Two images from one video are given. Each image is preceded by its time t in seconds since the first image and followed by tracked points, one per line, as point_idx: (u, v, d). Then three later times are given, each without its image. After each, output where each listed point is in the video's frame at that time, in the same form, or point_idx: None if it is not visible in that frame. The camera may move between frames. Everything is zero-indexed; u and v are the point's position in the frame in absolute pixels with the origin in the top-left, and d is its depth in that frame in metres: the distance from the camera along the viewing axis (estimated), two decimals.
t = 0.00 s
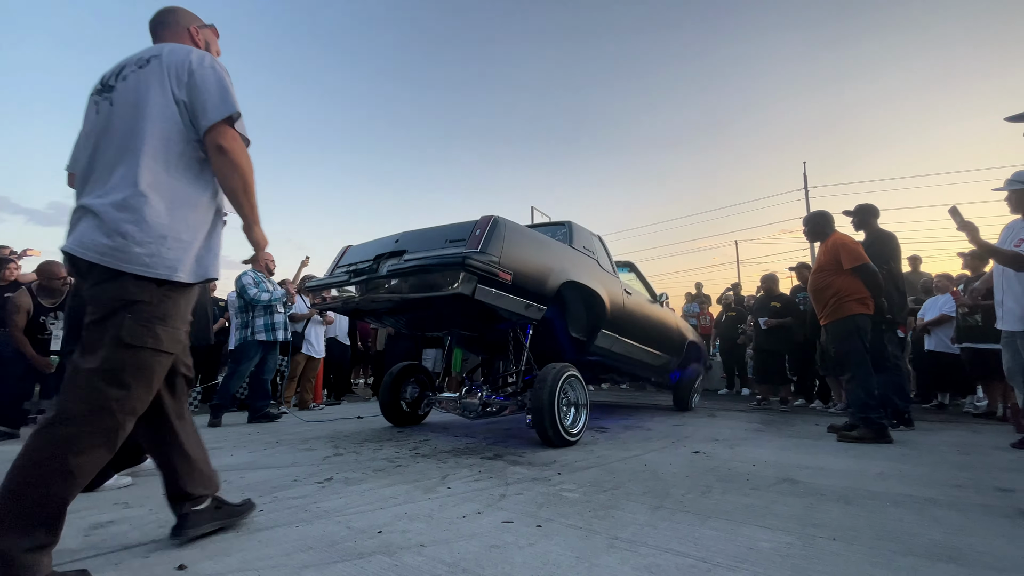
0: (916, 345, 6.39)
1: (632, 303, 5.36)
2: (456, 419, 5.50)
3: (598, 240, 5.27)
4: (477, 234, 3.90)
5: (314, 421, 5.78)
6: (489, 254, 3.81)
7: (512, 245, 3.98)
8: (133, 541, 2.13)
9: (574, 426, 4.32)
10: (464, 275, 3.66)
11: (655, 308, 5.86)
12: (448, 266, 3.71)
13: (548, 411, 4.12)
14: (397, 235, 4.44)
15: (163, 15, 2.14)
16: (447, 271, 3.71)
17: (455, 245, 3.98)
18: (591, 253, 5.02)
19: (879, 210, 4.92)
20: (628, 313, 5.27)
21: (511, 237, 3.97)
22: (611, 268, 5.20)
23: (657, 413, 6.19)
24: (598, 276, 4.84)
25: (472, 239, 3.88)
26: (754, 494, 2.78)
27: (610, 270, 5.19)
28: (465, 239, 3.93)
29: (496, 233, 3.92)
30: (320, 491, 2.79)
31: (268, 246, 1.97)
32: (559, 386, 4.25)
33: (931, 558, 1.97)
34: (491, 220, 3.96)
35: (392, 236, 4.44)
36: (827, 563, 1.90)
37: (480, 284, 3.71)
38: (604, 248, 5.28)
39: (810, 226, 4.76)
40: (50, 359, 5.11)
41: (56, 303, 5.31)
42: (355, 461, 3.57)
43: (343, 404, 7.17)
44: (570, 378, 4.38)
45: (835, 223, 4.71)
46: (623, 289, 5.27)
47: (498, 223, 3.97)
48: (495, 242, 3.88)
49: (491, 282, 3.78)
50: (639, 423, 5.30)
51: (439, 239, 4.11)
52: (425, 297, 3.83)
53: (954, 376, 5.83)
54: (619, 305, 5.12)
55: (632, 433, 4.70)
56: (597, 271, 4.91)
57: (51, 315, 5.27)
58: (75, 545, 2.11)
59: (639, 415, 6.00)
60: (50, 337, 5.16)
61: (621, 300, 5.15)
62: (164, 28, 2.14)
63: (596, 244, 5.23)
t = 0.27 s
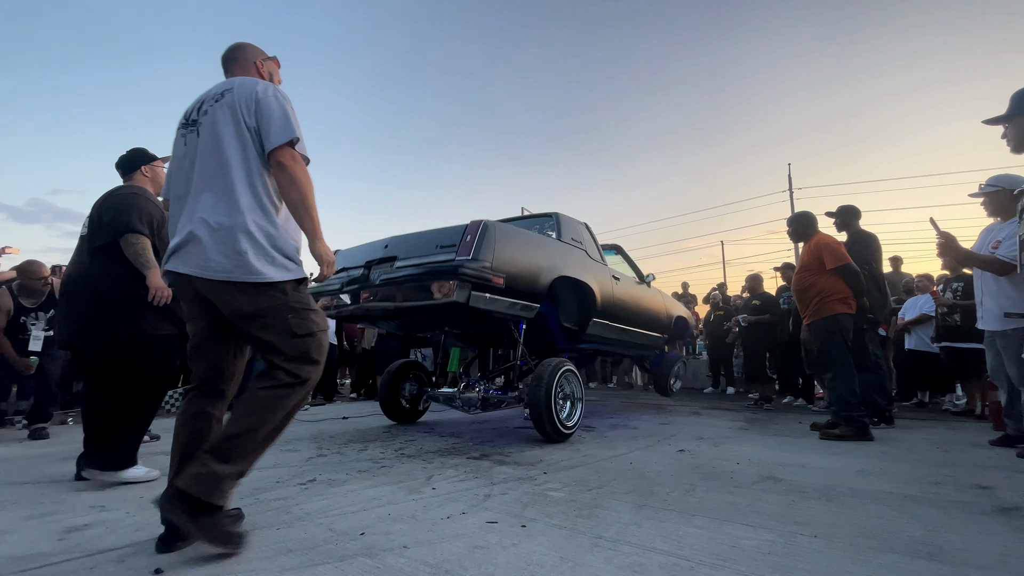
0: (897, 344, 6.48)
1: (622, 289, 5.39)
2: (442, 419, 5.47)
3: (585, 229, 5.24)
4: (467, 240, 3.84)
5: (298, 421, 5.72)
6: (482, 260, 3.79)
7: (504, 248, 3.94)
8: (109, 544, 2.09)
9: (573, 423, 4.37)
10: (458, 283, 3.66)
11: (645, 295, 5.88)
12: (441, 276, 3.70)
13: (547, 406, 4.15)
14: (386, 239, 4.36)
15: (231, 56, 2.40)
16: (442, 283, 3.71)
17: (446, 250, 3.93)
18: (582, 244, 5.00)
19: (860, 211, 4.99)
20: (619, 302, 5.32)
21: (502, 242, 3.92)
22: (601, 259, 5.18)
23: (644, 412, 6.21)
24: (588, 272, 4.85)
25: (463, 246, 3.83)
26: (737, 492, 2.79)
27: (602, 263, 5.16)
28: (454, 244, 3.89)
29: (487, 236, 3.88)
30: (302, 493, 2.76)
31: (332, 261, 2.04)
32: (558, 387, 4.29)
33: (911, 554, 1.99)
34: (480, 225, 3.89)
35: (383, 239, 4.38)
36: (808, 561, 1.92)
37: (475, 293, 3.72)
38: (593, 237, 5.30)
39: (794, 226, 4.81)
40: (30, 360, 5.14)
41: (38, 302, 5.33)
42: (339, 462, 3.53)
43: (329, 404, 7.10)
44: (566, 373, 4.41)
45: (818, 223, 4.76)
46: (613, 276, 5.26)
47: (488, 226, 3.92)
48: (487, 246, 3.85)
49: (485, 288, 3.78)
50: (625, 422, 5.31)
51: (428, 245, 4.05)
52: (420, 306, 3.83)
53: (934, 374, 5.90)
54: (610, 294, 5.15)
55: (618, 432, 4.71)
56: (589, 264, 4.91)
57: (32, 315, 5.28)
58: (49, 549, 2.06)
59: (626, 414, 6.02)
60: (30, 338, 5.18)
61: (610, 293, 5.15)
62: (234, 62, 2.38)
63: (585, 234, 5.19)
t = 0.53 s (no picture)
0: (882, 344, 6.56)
1: (617, 275, 5.34)
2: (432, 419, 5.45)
3: (569, 216, 5.19)
4: (462, 297, 3.85)
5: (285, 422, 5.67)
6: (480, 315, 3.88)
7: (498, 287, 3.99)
8: (90, 547, 2.05)
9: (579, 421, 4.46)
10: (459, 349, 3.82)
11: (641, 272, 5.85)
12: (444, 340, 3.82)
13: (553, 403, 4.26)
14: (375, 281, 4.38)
15: (309, 91, 2.54)
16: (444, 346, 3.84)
17: (443, 305, 3.99)
18: (572, 240, 4.99)
19: (847, 213, 5.04)
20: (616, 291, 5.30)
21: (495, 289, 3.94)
22: (591, 250, 5.16)
23: (633, 412, 6.23)
24: (583, 273, 4.84)
25: (460, 304, 3.85)
26: (725, 491, 2.81)
27: (594, 255, 5.13)
28: (449, 300, 3.94)
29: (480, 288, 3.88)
30: (289, 494, 2.73)
31: (422, 282, 2.19)
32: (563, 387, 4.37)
33: (895, 552, 2.01)
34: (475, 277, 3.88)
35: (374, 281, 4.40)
36: (794, 559, 1.93)
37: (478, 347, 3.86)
38: (578, 223, 5.27)
39: (781, 228, 4.84)
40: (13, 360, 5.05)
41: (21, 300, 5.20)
42: (326, 462, 3.50)
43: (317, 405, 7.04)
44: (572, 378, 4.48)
45: (805, 225, 4.80)
46: (603, 261, 5.20)
47: (484, 276, 3.92)
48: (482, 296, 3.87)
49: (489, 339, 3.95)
50: (615, 422, 5.32)
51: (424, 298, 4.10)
52: (427, 363, 4.02)
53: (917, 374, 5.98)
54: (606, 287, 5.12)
55: (607, 431, 4.72)
56: (581, 260, 4.92)
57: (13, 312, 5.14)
58: (29, 551, 2.02)
59: (615, 414, 6.03)
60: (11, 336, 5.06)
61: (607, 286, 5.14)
62: (312, 96, 2.52)
63: (573, 227, 5.15)
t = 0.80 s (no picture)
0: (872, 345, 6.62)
1: (611, 267, 5.38)
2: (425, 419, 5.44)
3: (559, 209, 5.19)
4: (466, 325, 3.75)
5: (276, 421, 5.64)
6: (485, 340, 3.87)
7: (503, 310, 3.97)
8: (76, 547, 2.03)
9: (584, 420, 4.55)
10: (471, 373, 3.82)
11: (633, 262, 5.86)
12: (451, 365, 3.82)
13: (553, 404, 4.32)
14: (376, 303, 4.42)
15: (397, 118, 2.91)
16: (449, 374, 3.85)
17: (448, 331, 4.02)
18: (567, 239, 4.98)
19: (838, 215, 5.07)
20: (610, 285, 5.36)
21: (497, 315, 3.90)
22: (584, 244, 5.16)
23: (625, 412, 6.25)
24: (580, 271, 4.86)
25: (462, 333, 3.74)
26: (715, 491, 2.82)
27: (587, 250, 5.13)
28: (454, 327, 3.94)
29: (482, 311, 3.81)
30: (279, 494, 2.72)
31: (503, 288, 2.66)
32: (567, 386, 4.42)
33: (882, 552, 2.02)
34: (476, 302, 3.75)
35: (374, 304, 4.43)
36: (782, 559, 1.94)
37: (484, 370, 3.89)
38: (565, 212, 5.24)
39: (773, 229, 4.87)
40: None
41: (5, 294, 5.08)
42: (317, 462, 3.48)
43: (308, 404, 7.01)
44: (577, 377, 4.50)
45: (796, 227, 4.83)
46: (597, 255, 5.23)
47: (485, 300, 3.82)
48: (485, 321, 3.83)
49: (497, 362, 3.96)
50: (607, 422, 5.33)
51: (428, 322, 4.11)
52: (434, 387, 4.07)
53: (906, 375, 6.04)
54: (602, 282, 5.18)
55: (600, 431, 4.72)
56: (576, 256, 4.93)
57: None
58: (13, 552, 2.00)
59: (608, 414, 6.04)
60: None
61: (603, 280, 5.19)
62: (402, 121, 2.88)
63: (563, 222, 5.12)
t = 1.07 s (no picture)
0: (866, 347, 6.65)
1: (610, 262, 5.41)
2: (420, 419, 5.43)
3: (557, 205, 5.20)
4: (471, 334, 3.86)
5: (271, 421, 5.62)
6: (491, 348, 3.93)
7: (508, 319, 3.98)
8: (69, 547, 2.02)
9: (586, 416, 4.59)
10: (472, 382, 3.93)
11: (631, 255, 5.87)
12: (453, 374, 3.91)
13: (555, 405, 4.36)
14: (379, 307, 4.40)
15: (445, 140, 3.15)
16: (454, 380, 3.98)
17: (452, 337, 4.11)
18: (566, 234, 4.98)
19: (833, 217, 5.09)
20: (609, 281, 5.39)
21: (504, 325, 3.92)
22: (584, 240, 5.16)
23: (620, 412, 6.26)
24: (579, 266, 4.88)
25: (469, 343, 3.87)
26: (711, 492, 2.83)
27: (586, 245, 5.14)
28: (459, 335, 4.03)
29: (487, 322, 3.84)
30: (274, 494, 2.71)
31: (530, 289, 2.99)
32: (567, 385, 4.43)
33: (876, 553, 2.03)
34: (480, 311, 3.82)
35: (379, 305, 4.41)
36: (777, 559, 1.95)
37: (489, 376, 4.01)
38: (563, 206, 5.25)
39: (768, 231, 4.88)
40: None
41: None
42: (313, 462, 3.47)
43: (304, 404, 6.99)
44: (579, 374, 4.57)
45: (791, 229, 4.84)
46: (597, 250, 5.25)
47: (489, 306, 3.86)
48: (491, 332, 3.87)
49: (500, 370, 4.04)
50: (603, 423, 5.34)
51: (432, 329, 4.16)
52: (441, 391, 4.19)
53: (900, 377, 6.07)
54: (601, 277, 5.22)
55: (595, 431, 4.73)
56: (576, 252, 4.95)
57: None
58: (5, 552, 1.98)
59: (603, 414, 6.05)
60: None
61: (602, 275, 5.23)
62: (449, 144, 3.13)
63: (562, 218, 5.13)
